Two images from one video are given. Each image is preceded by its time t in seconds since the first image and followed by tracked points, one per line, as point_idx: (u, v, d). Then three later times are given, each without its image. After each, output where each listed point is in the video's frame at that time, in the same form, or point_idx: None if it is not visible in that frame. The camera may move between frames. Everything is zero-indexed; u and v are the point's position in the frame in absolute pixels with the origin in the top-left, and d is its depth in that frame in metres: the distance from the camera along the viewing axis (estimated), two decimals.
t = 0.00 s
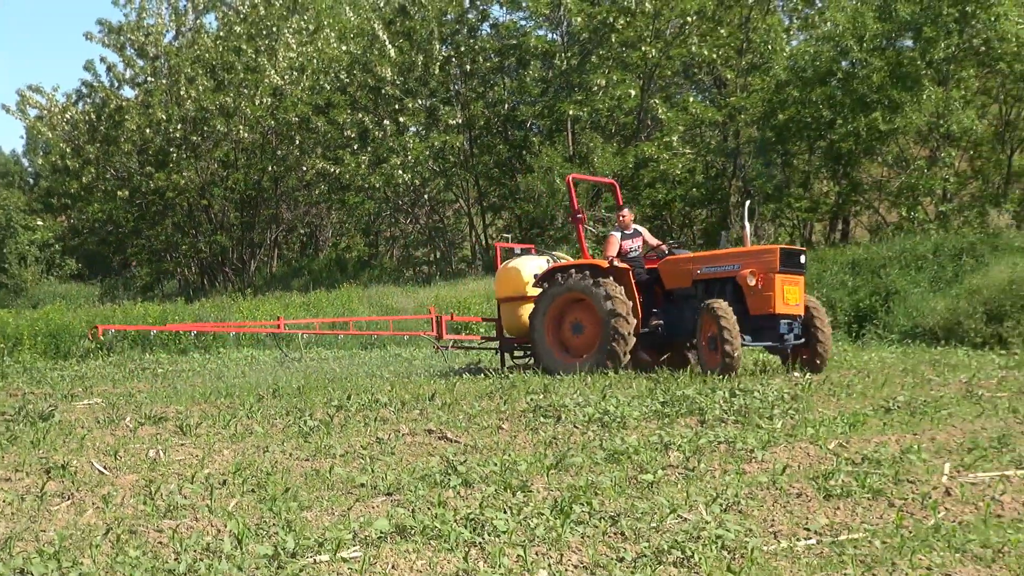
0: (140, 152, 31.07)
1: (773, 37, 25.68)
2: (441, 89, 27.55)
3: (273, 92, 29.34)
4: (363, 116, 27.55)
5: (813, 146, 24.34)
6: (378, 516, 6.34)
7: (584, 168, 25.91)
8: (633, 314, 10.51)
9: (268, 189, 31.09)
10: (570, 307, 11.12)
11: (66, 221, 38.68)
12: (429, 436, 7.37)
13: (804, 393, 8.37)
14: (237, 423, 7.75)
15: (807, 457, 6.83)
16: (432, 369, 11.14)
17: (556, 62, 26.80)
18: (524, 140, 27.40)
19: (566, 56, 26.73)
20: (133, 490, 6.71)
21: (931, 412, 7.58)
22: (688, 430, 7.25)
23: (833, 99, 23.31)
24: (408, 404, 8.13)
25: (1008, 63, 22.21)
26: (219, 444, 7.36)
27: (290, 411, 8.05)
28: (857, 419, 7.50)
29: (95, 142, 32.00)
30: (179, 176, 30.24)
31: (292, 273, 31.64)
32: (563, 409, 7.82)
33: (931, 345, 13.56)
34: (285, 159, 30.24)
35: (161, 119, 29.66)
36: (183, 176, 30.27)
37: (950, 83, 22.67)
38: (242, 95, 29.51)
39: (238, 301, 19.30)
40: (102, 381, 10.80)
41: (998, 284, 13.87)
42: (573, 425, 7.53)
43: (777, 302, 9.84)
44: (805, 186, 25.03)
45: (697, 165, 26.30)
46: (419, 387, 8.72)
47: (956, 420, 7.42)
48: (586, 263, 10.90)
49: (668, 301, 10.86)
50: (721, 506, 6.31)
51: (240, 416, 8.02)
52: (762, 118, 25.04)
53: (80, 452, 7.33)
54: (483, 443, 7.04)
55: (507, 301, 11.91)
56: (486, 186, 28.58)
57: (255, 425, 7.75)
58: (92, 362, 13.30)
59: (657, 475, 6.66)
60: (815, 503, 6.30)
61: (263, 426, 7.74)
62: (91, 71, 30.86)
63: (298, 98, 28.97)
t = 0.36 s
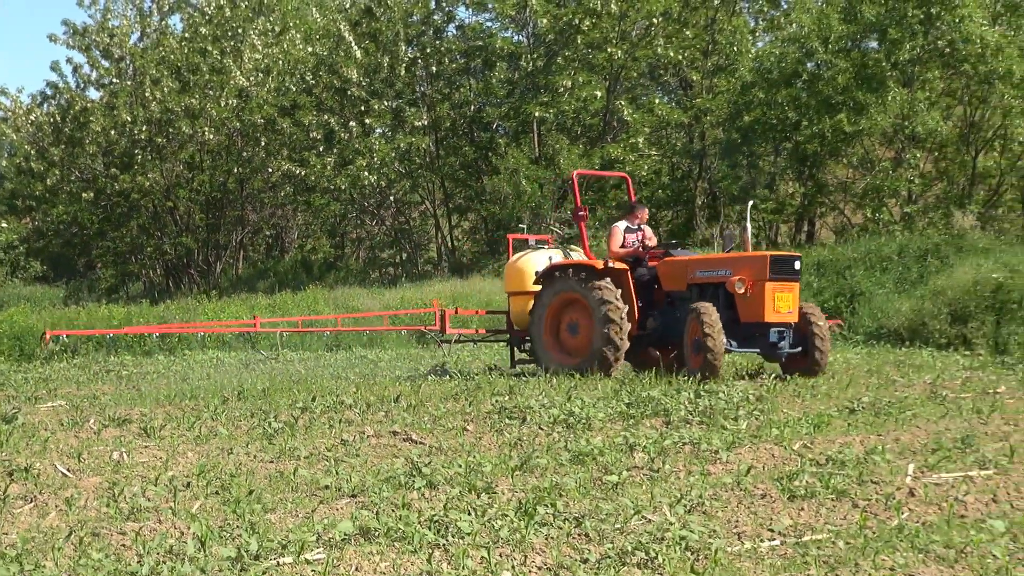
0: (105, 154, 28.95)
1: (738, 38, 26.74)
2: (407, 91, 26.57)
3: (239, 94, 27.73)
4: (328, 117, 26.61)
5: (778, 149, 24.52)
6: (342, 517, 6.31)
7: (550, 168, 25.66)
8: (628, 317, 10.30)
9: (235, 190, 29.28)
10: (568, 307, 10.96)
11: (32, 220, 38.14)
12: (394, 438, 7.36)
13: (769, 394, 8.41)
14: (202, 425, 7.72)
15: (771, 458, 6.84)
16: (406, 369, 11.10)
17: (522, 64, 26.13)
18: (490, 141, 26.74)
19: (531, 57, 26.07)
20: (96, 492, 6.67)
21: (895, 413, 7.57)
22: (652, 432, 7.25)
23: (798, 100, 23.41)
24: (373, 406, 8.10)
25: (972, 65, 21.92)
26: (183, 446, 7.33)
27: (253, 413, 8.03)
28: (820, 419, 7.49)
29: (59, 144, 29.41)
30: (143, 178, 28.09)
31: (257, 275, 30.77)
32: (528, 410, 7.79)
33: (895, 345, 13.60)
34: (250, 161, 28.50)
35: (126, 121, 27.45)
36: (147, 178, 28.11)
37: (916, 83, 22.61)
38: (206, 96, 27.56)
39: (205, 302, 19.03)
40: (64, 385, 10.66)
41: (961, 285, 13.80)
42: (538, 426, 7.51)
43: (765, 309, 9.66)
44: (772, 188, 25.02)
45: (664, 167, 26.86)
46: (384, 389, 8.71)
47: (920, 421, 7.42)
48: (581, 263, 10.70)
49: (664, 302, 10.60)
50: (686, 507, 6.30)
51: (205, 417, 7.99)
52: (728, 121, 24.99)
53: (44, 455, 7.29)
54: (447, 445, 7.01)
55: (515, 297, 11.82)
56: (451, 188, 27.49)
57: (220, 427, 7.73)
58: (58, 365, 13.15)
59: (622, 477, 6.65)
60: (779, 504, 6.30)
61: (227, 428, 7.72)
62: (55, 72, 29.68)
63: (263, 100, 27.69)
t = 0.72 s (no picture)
0: (61, 156, 28.33)
1: (693, 40, 25.33)
2: (363, 93, 25.93)
3: (194, 96, 27.04)
4: (284, 119, 25.58)
5: (733, 151, 23.85)
6: (296, 520, 6.28)
7: (506, 172, 25.30)
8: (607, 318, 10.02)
9: (189, 194, 28.61)
10: (552, 307, 10.77)
11: None
12: (349, 441, 7.34)
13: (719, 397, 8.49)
14: (156, 428, 7.71)
15: (725, 460, 6.85)
16: (367, 370, 11.03)
17: (477, 66, 25.52)
18: (447, 144, 26.09)
19: (486, 59, 25.44)
20: (49, 496, 6.63)
21: (849, 414, 7.61)
22: (608, 434, 7.25)
23: (754, 101, 22.76)
24: (329, 408, 8.09)
25: (926, 67, 21.43)
26: (137, 450, 7.31)
27: (208, 416, 8.02)
28: (773, 420, 7.52)
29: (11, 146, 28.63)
30: (99, 180, 27.73)
31: (212, 278, 29.26)
32: (482, 413, 7.79)
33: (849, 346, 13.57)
34: (206, 164, 27.28)
35: (81, 124, 27.06)
36: (104, 180, 27.78)
37: (870, 87, 21.87)
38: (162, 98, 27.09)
39: (160, 304, 18.65)
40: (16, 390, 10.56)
41: (912, 287, 13.74)
42: (493, 428, 7.51)
43: (738, 313, 9.30)
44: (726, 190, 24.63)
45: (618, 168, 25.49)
46: (338, 391, 8.72)
47: (875, 422, 7.48)
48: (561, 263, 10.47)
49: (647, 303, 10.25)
50: (639, 509, 6.28)
51: (159, 420, 7.98)
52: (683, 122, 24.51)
53: None
54: (402, 447, 7.01)
55: (507, 296, 11.68)
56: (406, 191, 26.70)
57: (175, 430, 7.71)
58: (14, 369, 13.00)
59: (576, 479, 6.64)
60: (732, 505, 6.29)
61: (182, 431, 7.71)
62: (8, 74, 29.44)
63: (218, 102, 26.60)
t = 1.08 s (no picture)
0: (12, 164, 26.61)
1: (647, 47, 23.42)
2: (317, 101, 24.55)
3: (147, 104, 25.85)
4: (238, 127, 24.35)
5: (687, 158, 22.00)
6: (250, 530, 6.25)
7: (461, 178, 23.84)
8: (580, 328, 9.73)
9: (144, 203, 27.22)
10: (527, 315, 10.40)
11: None
12: (304, 450, 7.31)
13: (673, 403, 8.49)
14: (110, 438, 7.68)
15: (680, 467, 6.85)
16: (323, 378, 10.91)
17: (431, 74, 24.35)
18: (401, 152, 24.68)
19: (440, 67, 24.35)
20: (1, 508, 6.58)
21: (804, 421, 7.62)
22: (563, 441, 7.25)
23: (707, 109, 21.15)
24: (284, 417, 8.07)
25: (878, 73, 19.83)
26: (92, 460, 7.28)
27: (164, 425, 8.01)
28: (727, 428, 7.50)
29: None
30: (53, 190, 26.37)
31: (168, 286, 27.76)
32: (439, 420, 7.76)
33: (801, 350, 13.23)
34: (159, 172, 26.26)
35: (33, 132, 25.59)
36: (57, 189, 26.40)
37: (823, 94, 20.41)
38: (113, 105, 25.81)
39: (113, 314, 18.13)
40: None
41: (868, 292, 13.65)
42: (448, 436, 7.50)
43: (707, 321, 9.01)
44: (680, 197, 22.46)
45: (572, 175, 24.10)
46: (293, 401, 8.70)
47: (830, 429, 7.49)
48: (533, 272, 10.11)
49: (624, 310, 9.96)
50: (594, 517, 6.25)
51: (113, 431, 7.95)
52: (637, 130, 22.78)
53: None
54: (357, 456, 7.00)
55: (483, 300, 11.16)
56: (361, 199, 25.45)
57: (129, 440, 7.69)
58: None
59: (531, 487, 6.63)
60: (688, 512, 6.29)
61: (136, 440, 7.68)
62: None
63: (172, 109, 25.65)
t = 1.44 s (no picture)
0: None
1: (614, 56, 23.13)
2: (286, 108, 24.60)
3: (116, 113, 25.55)
4: (207, 135, 24.45)
5: (655, 164, 21.81)
6: (220, 538, 6.21)
7: (430, 186, 23.49)
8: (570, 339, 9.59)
9: (113, 210, 26.94)
10: (516, 324, 10.25)
11: None
12: (274, 458, 7.32)
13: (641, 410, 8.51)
14: (78, 447, 7.68)
15: (650, 474, 6.85)
16: (293, 386, 10.87)
17: (399, 81, 24.05)
18: (370, 160, 24.46)
19: (409, 74, 23.98)
20: None
21: (773, 428, 7.65)
22: (532, 449, 7.26)
23: (675, 117, 21.05)
24: (253, 425, 8.08)
25: (846, 81, 19.97)
26: (60, 469, 7.27)
27: (133, 433, 8.02)
28: (697, 435, 7.51)
29: None
30: (20, 197, 25.86)
31: (137, 292, 27.69)
32: (408, 428, 7.77)
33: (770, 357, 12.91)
34: (128, 180, 25.91)
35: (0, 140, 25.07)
36: (25, 197, 25.87)
37: (790, 102, 20.72)
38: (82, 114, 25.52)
39: (81, 323, 17.96)
40: None
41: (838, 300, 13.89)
42: (418, 444, 7.51)
43: (696, 332, 8.97)
44: (650, 205, 22.41)
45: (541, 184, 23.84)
46: (265, 408, 8.69)
47: (798, 436, 7.51)
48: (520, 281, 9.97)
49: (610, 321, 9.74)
50: (564, 525, 6.23)
51: (82, 438, 7.97)
52: (606, 135, 22.54)
53: None
54: (326, 464, 6.99)
55: (473, 308, 10.94)
56: (331, 206, 25.22)
57: (97, 448, 7.69)
58: None
59: (501, 495, 6.60)
60: (657, 520, 6.27)
61: (105, 449, 7.68)
62: None
63: (141, 118, 25.30)
